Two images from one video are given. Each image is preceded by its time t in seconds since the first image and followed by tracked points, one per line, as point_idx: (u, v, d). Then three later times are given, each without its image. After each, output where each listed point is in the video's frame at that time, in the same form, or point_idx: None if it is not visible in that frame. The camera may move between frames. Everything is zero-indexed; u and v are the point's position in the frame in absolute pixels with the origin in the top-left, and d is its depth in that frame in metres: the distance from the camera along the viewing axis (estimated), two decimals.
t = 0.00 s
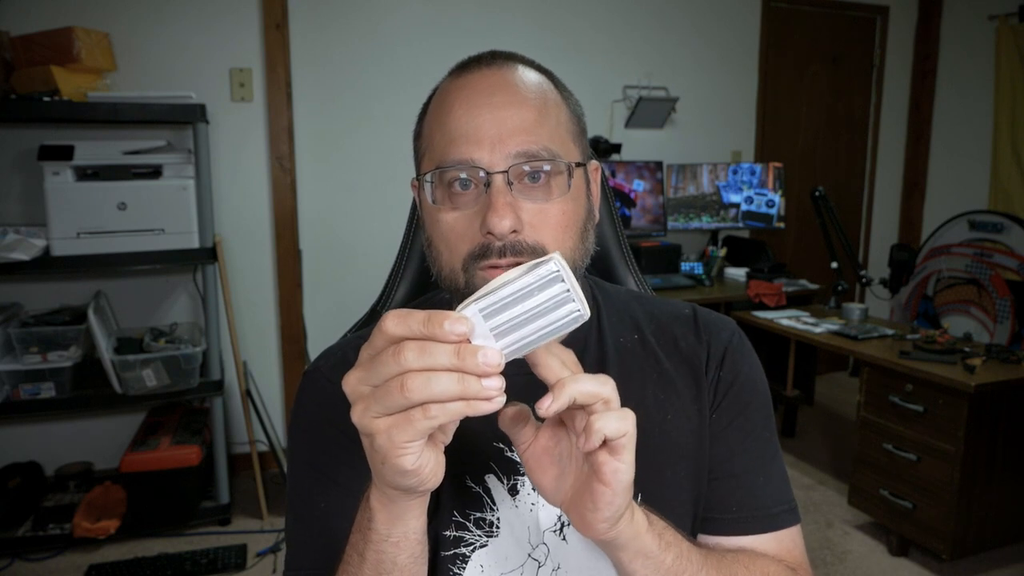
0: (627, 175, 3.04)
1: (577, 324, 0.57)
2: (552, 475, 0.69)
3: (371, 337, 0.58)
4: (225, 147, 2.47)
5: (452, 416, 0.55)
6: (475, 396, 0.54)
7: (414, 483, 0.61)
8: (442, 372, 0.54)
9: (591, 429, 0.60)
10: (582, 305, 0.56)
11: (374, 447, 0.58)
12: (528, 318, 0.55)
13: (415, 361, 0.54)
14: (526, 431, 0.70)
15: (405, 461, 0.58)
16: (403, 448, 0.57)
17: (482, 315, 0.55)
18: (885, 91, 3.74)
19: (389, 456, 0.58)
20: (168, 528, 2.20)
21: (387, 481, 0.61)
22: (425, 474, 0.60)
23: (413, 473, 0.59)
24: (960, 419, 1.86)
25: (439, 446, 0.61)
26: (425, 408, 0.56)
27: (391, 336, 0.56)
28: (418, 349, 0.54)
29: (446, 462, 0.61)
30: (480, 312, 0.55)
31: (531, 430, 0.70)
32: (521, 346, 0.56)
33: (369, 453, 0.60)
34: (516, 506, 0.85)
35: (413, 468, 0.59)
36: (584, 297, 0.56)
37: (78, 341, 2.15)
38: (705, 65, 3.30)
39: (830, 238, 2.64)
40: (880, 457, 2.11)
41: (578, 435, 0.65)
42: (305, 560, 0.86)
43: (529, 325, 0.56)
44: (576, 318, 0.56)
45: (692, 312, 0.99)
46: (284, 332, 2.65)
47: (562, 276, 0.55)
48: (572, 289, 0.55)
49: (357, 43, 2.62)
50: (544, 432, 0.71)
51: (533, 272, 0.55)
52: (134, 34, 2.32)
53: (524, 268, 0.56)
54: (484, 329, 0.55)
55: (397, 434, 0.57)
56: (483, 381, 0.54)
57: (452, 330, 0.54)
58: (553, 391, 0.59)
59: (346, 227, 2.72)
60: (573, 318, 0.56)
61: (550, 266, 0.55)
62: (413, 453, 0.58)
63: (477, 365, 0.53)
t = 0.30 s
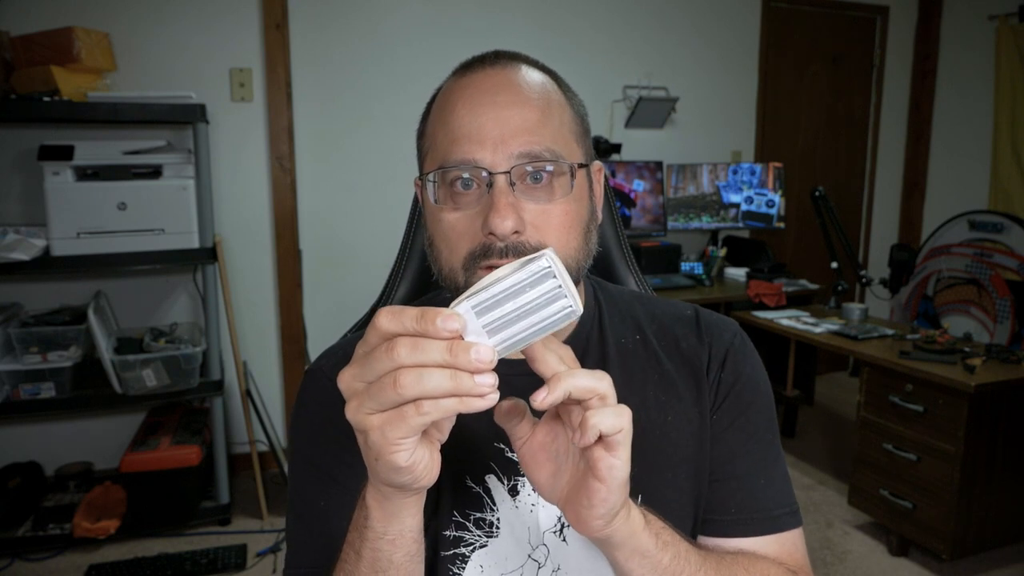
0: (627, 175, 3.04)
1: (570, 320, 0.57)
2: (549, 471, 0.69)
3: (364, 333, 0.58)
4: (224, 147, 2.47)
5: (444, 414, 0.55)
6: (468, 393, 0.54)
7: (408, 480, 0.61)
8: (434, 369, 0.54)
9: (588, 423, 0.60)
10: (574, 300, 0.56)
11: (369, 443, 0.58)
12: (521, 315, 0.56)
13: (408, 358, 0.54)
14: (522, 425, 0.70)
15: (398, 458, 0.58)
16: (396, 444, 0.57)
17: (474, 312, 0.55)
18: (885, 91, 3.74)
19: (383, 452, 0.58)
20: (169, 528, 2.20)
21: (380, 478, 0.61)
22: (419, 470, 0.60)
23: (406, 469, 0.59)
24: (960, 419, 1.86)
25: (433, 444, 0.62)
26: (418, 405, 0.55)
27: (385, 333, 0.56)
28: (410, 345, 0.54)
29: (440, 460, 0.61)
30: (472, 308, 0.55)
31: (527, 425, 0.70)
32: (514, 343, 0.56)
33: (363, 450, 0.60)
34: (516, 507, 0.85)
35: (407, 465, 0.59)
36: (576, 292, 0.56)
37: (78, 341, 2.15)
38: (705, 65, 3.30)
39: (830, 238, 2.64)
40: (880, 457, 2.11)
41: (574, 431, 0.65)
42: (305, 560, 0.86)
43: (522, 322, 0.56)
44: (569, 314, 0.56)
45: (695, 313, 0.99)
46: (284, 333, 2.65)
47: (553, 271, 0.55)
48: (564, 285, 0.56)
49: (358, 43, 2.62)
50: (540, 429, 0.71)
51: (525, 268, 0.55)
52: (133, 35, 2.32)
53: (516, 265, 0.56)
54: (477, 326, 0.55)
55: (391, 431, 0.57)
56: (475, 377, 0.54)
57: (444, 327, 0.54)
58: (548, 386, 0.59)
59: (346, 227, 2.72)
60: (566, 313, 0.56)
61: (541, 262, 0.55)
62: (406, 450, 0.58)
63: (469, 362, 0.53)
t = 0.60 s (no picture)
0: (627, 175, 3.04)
1: (564, 322, 0.57)
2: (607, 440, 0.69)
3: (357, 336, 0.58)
4: (224, 147, 2.47)
5: (438, 416, 0.55)
6: (461, 395, 0.54)
7: (403, 483, 0.61)
8: (428, 371, 0.54)
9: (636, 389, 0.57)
10: (567, 304, 0.56)
11: (362, 446, 0.58)
12: (514, 318, 0.56)
13: (401, 360, 0.54)
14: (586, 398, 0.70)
15: (393, 461, 0.58)
16: (390, 448, 0.57)
17: (468, 314, 0.55)
18: (885, 91, 3.74)
19: (377, 455, 0.58)
20: (169, 528, 2.19)
21: (375, 481, 0.61)
22: (414, 473, 0.60)
23: (401, 472, 0.59)
24: (960, 419, 1.86)
25: (427, 447, 0.62)
26: (411, 408, 0.55)
27: (377, 336, 0.56)
28: (404, 348, 0.54)
29: (435, 463, 0.61)
30: (466, 311, 0.55)
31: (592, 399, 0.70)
32: (507, 346, 0.56)
33: (357, 453, 0.60)
34: (516, 507, 0.84)
35: (401, 468, 0.59)
36: (569, 296, 0.56)
37: (78, 341, 2.15)
38: (705, 65, 3.30)
39: (830, 238, 2.64)
40: (880, 458, 2.11)
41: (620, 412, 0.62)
42: (304, 561, 0.86)
43: (517, 324, 0.56)
44: (562, 316, 0.57)
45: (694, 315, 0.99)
46: (284, 333, 2.65)
47: (547, 274, 0.56)
48: (557, 289, 0.56)
49: (358, 43, 2.62)
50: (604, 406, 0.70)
51: (519, 271, 0.56)
52: (134, 35, 2.32)
53: (509, 268, 0.57)
54: (470, 329, 0.55)
55: (385, 435, 0.57)
56: (469, 380, 0.54)
57: (438, 329, 0.54)
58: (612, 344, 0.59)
59: (346, 227, 2.72)
60: (559, 315, 0.56)
61: (534, 264, 0.55)
62: (401, 453, 0.58)
63: (463, 364, 0.53)
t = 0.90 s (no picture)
0: (627, 175, 3.05)
1: (570, 344, 0.58)
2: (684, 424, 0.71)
3: (365, 349, 0.59)
4: (224, 147, 2.47)
5: (444, 432, 0.55)
6: (467, 412, 0.55)
7: (406, 494, 0.61)
8: (434, 387, 0.55)
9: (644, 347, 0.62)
10: (575, 326, 0.57)
11: (366, 459, 0.59)
12: (521, 338, 0.56)
13: (408, 375, 0.55)
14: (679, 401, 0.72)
15: (397, 474, 0.58)
16: (394, 461, 0.58)
17: (475, 332, 0.55)
18: (885, 91, 3.74)
19: (381, 468, 0.58)
20: (169, 528, 2.19)
21: (379, 492, 0.61)
22: (417, 485, 0.60)
23: (404, 485, 0.59)
24: (961, 419, 1.86)
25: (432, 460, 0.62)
26: (417, 423, 0.56)
27: (384, 349, 0.57)
28: (411, 363, 0.55)
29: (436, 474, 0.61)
30: (474, 329, 0.55)
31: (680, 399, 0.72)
32: (513, 364, 0.57)
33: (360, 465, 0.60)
34: (516, 507, 0.85)
35: (405, 481, 0.59)
36: (578, 318, 0.57)
37: (78, 341, 2.15)
38: (704, 64, 3.30)
39: (830, 238, 2.64)
40: (880, 458, 2.11)
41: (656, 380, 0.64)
42: (304, 561, 0.86)
43: (525, 344, 0.56)
44: (570, 338, 0.57)
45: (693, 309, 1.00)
46: (284, 333, 2.65)
47: (558, 296, 0.56)
48: (567, 311, 0.56)
49: (358, 42, 2.62)
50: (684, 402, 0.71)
51: (529, 291, 0.56)
52: (133, 35, 2.32)
53: (520, 288, 0.57)
54: (478, 346, 0.55)
55: (389, 449, 0.57)
56: (475, 398, 0.55)
57: (446, 346, 0.54)
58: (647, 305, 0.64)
59: (346, 227, 2.72)
60: (566, 337, 0.57)
61: (546, 286, 0.55)
62: (404, 467, 0.58)
63: (470, 382, 0.54)
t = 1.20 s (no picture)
0: (627, 175, 3.07)
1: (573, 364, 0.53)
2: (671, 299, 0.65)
3: (362, 372, 0.58)
4: (225, 147, 2.47)
5: (446, 454, 0.55)
6: (468, 434, 0.53)
7: (409, 515, 0.62)
8: (434, 410, 0.54)
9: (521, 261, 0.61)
10: (577, 346, 0.52)
11: (369, 483, 0.59)
12: (521, 358, 0.52)
13: (408, 399, 0.54)
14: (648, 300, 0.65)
15: (400, 498, 0.59)
16: (397, 485, 0.58)
17: (474, 353, 0.52)
18: (885, 91, 3.73)
19: (384, 492, 0.58)
20: (169, 528, 2.19)
21: (383, 516, 0.62)
22: (422, 506, 0.61)
23: (408, 508, 0.60)
24: (961, 419, 1.86)
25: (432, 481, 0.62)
26: (419, 447, 0.56)
27: (383, 371, 0.56)
28: (410, 387, 0.54)
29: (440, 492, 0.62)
30: (473, 349, 0.52)
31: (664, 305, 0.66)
32: (514, 384, 0.53)
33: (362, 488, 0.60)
34: (524, 498, 0.85)
35: (408, 504, 0.60)
36: (580, 338, 0.52)
37: (78, 341, 2.14)
38: (705, 65, 3.30)
39: (830, 238, 2.64)
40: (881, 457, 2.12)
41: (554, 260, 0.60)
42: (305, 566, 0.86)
43: (524, 367, 0.52)
44: (570, 358, 0.52)
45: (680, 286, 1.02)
46: (285, 333, 2.65)
47: (558, 316, 0.51)
48: (568, 330, 0.51)
49: (358, 42, 2.62)
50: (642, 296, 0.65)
51: (526, 311, 0.51)
52: (133, 34, 2.32)
53: (519, 306, 0.52)
54: (476, 367, 0.52)
55: (392, 473, 0.57)
56: (476, 420, 0.53)
57: (446, 369, 0.52)
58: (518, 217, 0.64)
59: (346, 227, 2.72)
60: (567, 357, 0.52)
61: (545, 306, 0.51)
62: (407, 490, 0.58)
63: (470, 405, 0.52)
